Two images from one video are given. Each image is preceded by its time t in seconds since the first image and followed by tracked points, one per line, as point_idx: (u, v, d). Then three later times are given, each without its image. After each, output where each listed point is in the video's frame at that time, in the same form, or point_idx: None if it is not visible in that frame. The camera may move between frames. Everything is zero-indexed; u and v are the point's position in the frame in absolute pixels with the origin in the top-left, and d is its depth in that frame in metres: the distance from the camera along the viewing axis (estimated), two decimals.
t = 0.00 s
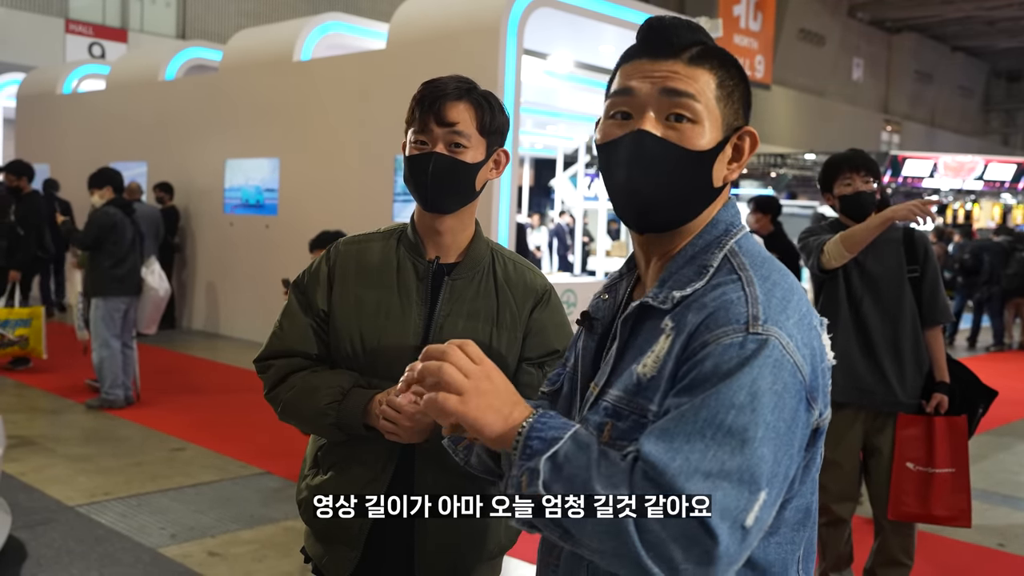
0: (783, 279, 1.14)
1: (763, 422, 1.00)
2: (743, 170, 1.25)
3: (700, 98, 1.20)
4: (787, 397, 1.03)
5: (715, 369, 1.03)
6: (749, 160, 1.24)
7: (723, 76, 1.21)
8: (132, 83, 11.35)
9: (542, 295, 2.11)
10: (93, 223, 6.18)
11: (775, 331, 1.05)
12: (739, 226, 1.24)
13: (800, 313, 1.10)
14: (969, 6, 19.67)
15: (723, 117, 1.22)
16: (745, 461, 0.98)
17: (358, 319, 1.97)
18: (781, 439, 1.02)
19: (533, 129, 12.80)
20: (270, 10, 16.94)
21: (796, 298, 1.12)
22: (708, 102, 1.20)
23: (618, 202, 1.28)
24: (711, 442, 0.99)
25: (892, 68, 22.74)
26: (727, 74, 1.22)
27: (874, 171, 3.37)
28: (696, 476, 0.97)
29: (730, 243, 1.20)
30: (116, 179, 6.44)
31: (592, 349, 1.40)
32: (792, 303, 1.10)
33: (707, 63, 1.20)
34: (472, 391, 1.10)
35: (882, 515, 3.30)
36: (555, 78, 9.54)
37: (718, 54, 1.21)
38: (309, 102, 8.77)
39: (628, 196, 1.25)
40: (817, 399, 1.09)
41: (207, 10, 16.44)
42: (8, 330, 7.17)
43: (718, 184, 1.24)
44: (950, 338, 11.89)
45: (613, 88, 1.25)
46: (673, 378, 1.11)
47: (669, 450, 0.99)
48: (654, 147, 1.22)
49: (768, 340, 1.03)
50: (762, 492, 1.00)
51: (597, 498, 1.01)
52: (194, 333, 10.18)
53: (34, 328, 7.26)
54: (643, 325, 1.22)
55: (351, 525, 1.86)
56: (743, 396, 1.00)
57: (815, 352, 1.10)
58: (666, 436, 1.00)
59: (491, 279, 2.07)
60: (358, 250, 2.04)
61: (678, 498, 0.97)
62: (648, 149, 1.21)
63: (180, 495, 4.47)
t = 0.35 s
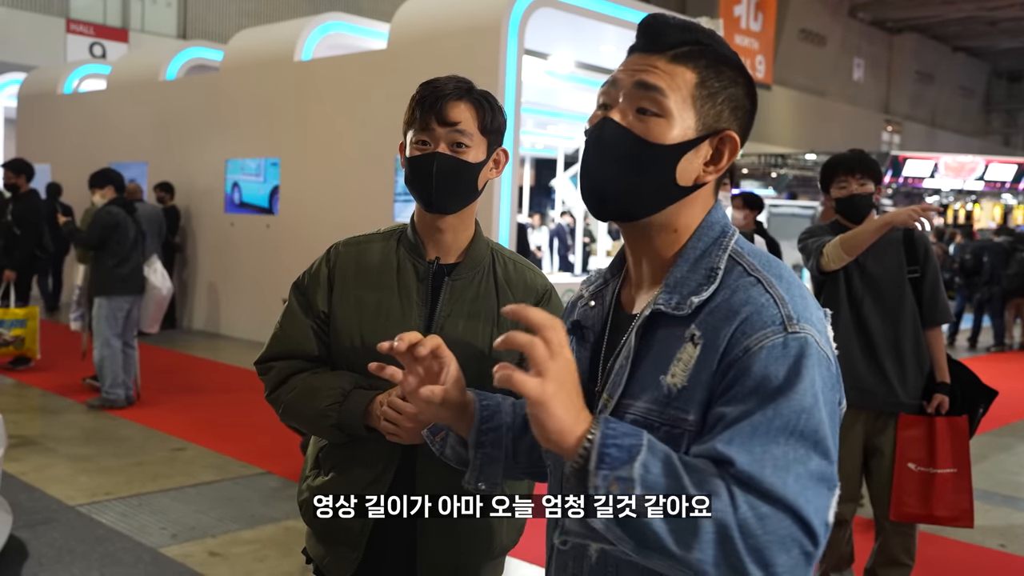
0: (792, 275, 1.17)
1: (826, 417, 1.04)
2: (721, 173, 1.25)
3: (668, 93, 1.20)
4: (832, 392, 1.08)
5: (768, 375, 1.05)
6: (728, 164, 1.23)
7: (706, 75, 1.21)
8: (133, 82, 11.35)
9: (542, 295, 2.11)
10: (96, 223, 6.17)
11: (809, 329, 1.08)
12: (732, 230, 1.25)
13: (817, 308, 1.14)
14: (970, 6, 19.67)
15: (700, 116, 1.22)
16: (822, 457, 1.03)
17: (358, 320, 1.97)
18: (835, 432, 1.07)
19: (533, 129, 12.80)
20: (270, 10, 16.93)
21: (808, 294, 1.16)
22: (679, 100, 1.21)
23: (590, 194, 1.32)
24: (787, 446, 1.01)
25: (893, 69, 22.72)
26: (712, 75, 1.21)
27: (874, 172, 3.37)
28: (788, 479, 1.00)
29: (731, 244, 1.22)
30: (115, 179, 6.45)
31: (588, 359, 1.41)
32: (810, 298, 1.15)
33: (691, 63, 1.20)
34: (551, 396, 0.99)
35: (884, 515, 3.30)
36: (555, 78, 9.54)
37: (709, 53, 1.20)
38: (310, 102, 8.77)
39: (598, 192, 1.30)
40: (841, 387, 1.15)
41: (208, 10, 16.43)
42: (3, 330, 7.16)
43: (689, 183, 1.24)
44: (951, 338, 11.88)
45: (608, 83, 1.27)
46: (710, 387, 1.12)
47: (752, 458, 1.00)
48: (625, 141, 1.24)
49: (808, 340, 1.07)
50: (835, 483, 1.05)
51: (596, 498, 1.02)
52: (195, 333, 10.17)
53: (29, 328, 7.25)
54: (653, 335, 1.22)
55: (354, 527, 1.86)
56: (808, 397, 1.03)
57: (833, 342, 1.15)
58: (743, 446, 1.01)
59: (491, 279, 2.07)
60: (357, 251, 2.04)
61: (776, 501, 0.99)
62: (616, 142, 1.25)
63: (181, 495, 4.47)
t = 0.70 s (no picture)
0: (794, 273, 1.18)
1: (845, 421, 1.07)
2: (715, 171, 1.24)
3: (653, 98, 1.21)
4: (845, 394, 1.10)
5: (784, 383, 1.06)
6: (722, 161, 1.23)
7: (692, 75, 1.21)
8: (134, 82, 11.35)
9: (544, 295, 2.11)
10: (100, 224, 6.15)
11: (818, 331, 1.09)
12: (734, 231, 1.25)
13: (820, 307, 1.15)
14: (971, 6, 19.68)
15: (687, 115, 1.22)
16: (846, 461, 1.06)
17: (360, 320, 1.97)
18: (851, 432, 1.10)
19: (534, 130, 12.81)
20: (271, 10, 16.94)
21: (811, 292, 1.17)
22: (665, 103, 1.21)
23: (588, 199, 1.33)
24: (814, 453, 1.04)
25: (894, 69, 22.72)
26: (698, 74, 1.21)
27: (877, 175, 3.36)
28: (819, 487, 1.03)
29: (734, 244, 1.22)
30: (120, 177, 6.42)
31: (592, 360, 1.41)
32: (814, 297, 1.16)
33: (675, 64, 1.20)
34: (590, 462, 0.96)
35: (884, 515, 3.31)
36: (556, 78, 9.54)
37: (694, 53, 1.20)
38: (311, 102, 8.77)
39: (604, 199, 1.30)
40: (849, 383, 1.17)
41: (209, 10, 16.43)
42: (13, 330, 7.01)
43: (684, 183, 1.25)
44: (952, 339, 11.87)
45: (596, 94, 1.29)
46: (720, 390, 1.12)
47: (786, 472, 1.02)
48: (614, 145, 1.25)
49: (818, 343, 1.07)
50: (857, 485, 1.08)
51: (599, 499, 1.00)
52: (195, 332, 10.16)
53: (39, 326, 7.17)
54: (659, 336, 1.22)
55: (355, 527, 1.86)
56: (829, 404, 1.05)
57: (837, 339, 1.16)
58: (770, 456, 1.03)
59: (493, 280, 2.07)
60: (360, 251, 2.04)
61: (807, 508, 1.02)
62: (607, 148, 1.26)
63: (182, 495, 4.47)
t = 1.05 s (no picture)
0: (799, 276, 1.17)
1: (823, 425, 1.05)
2: (721, 170, 1.25)
3: (658, 96, 1.23)
4: (833, 397, 1.08)
5: (764, 379, 1.06)
6: (728, 161, 1.23)
7: (700, 75, 1.22)
8: (137, 83, 11.37)
9: (549, 297, 2.12)
10: (109, 232, 6.07)
11: (809, 332, 1.08)
12: (747, 231, 1.25)
13: (822, 311, 1.14)
14: (972, 5, 19.70)
15: (692, 114, 1.23)
16: (816, 466, 1.04)
17: (365, 320, 1.97)
18: (835, 435, 1.08)
19: (536, 130, 12.83)
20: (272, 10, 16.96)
21: (816, 295, 1.15)
22: (671, 103, 1.22)
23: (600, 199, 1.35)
24: (781, 454, 1.03)
25: (895, 69, 22.72)
26: (706, 74, 1.22)
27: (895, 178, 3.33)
28: (780, 487, 1.02)
29: (743, 245, 1.21)
30: (127, 180, 6.32)
31: (605, 354, 1.43)
32: (817, 300, 1.14)
33: (681, 63, 1.22)
34: (531, 440, 1.01)
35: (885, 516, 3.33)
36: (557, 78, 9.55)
37: (704, 53, 1.22)
38: (312, 102, 8.78)
39: (613, 196, 1.31)
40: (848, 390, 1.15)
41: (210, 10, 16.44)
42: (12, 326, 6.83)
43: (692, 181, 1.25)
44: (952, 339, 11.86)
45: (613, 94, 1.31)
46: (709, 386, 1.13)
47: (750, 470, 1.02)
48: (620, 142, 1.27)
49: (804, 343, 1.06)
50: (834, 491, 1.06)
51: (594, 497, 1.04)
52: (197, 332, 10.17)
53: (35, 317, 6.96)
54: (662, 332, 1.23)
55: (360, 528, 1.86)
56: (803, 403, 1.04)
57: (840, 344, 1.15)
58: (737, 451, 1.03)
59: (499, 281, 2.07)
60: (366, 251, 2.05)
61: (761, 506, 1.01)
62: (613, 146, 1.28)
63: (185, 495, 4.48)
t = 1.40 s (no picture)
0: (800, 269, 1.17)
1: (809, 414, 1.04)
2: (718, 166, 1.25)
3: (645, 98, 1.23)
4: (821, 387, 1.08)
5: (748, 364, 1.06)
6: (723, 155, 1.23)
7: (687, 74, 1.22)
8: (138, 83, 11.37)
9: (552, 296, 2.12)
10: (127, 234, 5.99)
11: (799, 321, 1.08)
12: (757, 223, 1.25)
13: (820, 303, 1.14)
14: (973, 5, 19.70)
15: (681, 112, 1.23)
16: (799, 455, 1.03)
17: (369, 320, 1.97)
18: (822, 427, 1.07)
19: (537, 130, 12.84)
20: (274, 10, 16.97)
21: (814, 289, 1.15)
22: (656, 106, 1.22)
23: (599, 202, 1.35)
24: (765, 441, 1.02)
25: (896, 69, 22.71)
26: (693, 73, 1.22)
27: (902, 181, 3.28)
28: (760, 475, 1.01)
29: (749, 238, 1.21)
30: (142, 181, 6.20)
31: (608, 343, 1.43)
32: (815, 293, 1.14)
33: (664, 66, 1.22)
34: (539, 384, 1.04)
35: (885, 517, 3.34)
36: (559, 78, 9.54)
37: (688, 53, 1.22)
38: (313, 102, 8.78)
39: (607, 197, 1.31)
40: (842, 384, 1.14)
41: (210, 10, 16.45)
42: None
43: (690, 179, 1.25)
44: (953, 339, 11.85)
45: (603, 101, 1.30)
46: (698, 372, 1.14)
47: (730, 455, 1.02)
48: (612, 152, 1.27)
49: (792, 331, 1.06)
50: (819, 484, 1.04)
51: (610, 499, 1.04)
52: (198, 332, 10.17)
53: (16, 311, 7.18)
54: (660, 318, 1.24)
55: (365, 528, 1.86)
56: (787, 391, 1.03)
57: (837, 339, 1.14)
58: (719, 434, 1.03)
59: (502, 280, 2.08)
60: (368, 251, 2.05)
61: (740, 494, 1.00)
62: (605, 153, 1.28)
63: (187, 495, 4.48)
